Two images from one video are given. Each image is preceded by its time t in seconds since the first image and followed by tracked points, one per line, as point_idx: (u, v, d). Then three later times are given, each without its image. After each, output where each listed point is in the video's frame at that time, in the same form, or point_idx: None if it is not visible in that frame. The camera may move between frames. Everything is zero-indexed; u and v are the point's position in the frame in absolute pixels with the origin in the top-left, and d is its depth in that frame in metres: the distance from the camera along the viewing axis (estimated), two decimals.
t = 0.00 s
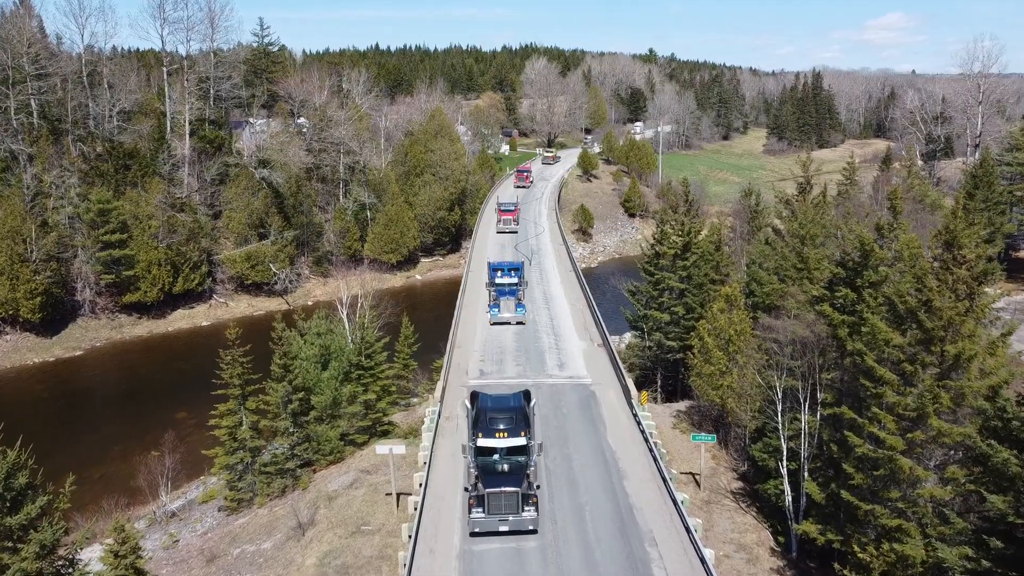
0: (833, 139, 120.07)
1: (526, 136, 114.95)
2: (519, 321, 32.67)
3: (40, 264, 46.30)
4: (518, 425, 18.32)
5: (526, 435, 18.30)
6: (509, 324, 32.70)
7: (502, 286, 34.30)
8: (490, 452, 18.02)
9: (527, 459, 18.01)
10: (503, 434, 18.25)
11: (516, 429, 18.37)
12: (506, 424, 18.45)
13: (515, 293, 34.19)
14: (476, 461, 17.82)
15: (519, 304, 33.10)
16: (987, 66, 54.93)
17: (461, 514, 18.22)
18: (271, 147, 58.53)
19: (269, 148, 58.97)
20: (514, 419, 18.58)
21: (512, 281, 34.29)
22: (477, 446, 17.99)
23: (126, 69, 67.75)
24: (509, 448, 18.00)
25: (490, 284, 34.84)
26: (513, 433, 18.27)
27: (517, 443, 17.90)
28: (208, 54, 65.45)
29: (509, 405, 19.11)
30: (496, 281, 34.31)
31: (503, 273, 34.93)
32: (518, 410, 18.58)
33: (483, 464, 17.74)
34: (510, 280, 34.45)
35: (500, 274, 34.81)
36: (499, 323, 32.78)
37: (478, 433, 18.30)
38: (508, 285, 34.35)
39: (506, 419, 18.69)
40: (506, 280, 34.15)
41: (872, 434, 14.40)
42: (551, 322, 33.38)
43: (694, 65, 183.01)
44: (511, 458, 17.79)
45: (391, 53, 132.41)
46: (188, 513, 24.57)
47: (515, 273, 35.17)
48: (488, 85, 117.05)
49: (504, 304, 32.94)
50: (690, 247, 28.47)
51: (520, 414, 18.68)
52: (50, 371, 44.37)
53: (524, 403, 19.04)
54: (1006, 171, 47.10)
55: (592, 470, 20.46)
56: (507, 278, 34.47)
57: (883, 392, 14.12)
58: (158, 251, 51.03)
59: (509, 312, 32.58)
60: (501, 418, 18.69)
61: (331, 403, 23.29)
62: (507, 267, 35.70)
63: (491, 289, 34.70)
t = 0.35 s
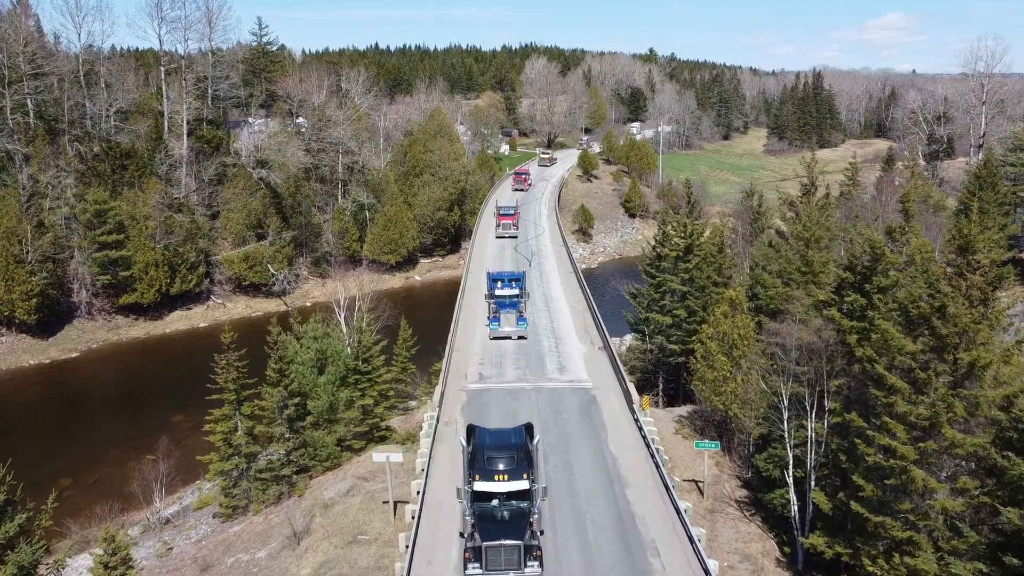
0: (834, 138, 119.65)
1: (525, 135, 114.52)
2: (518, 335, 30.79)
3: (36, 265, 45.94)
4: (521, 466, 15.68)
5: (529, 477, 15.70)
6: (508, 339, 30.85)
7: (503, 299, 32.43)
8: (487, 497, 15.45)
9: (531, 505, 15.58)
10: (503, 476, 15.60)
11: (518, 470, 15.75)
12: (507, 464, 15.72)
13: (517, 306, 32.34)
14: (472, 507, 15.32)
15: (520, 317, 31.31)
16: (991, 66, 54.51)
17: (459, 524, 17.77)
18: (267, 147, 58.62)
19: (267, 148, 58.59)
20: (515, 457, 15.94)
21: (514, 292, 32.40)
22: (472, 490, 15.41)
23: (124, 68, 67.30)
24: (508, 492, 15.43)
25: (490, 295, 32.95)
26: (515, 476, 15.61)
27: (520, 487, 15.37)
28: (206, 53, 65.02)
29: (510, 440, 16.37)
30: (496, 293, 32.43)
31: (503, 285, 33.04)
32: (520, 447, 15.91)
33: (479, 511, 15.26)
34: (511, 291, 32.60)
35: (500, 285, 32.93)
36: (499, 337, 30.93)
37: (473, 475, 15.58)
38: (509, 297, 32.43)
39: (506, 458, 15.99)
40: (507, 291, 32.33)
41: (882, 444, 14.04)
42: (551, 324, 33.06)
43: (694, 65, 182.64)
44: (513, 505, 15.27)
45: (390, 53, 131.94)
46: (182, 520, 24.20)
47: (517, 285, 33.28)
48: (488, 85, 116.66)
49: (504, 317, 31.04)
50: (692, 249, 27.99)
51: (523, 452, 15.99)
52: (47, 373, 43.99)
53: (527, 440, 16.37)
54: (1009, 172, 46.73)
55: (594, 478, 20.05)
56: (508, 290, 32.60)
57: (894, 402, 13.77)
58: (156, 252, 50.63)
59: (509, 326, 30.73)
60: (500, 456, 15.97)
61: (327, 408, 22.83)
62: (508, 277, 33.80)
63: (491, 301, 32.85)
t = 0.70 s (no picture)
0: (834, 139, 119.37)
1: (525, 136, 114.06)
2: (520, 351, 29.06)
3: (31, 266, 45.58)
4: (523, 517, 14.36)
5: (532, 530, 14.37)
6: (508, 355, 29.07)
7: (504, 312, 30.72)
8: (486, 552, 14.18)
9: (534, 560, 14.27)
10: (502, 529, 14.31)
11: (520, 520, 14.49)
12: (507, 514, 14.45)
13: (518, 320, 30.59)
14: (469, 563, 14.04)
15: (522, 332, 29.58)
16: (995, 66, 54.12)
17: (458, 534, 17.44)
18: (267, 147, 57.99)
19: (265, 149, 58.18)
20: (517, 506, 14.63)
21: (515, 305, 30.69)
22: (469, 544, 14.15)
23: (121, 68, 66.87)
24: (510, 547, 14.15)
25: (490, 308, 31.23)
26: (516, 527, 14.34)
27: (521, 541, 14.09)
28: (205, 53, 64.63)
29: (511, 487, 15.09)
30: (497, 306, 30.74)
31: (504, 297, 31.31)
32: (523, 495, 14.64)
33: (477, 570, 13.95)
34: (512, 304, 30.90)
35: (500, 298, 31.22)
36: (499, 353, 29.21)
37: (471, 527, 14.33)
38: (510, 310, 30.71)
39: (506, 505, 14.71)
40: (508, 305, 30.63)
41: (895, 455, 13.67)
42: (551, 326, 32.69)
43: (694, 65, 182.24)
44: (514, 563, 13.96)
45: (389, 52, 131.50)
46: (177, 528, 23.81)
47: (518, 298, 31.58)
48: (488, 85, 116.25)
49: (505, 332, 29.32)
50: (694, 251, 27.66)
51: (525, 500, 14.73)
52: (43, 375, 43.63)
53: (529, 485, 15.11)
54: (1014, 173, 46.35)
55: (596, 486, 19.72)
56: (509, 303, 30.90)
57: (906, 411, 13.45)
58: (153, 253, 50.25)
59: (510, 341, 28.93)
60: (500, 504, 14.71)
61: (324, 414, 22.29)
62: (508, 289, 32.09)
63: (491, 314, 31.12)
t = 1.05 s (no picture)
0: (835, 139, 118.98)
1: (525, 136, 113.49)
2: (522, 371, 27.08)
3: (27, 268, 45.15)
4: None
5: None
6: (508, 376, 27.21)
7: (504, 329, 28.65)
8: None
9: None
10: None
11: None
12: None
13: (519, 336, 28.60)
14: None
15: (524, 349, 27.60)
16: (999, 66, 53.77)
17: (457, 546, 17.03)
18: (265, 147, 57.55)
19: (264, 149, 57.78)
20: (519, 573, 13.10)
21: (516, 321, 28.65)
22: None
23: (118, 67, 66.41)
24: None
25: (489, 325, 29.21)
26: None
27: None
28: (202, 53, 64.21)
29: (512, 551, 13.58)
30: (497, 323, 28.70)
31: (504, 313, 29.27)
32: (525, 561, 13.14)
33: None
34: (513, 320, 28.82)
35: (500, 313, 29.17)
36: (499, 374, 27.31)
37: None
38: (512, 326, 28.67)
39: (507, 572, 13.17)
40: (509, 320, 28.59)
41: (910, 470, 13.27)
42: (552, 330, 32.24)
43: (694, 65, 181.77)
44: None
45: (388, 51, 130.94)
46: (170, 537, 23.31)
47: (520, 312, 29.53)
48: (488, 84, 115.80)
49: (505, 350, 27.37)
50: (698, 254, 27.18)
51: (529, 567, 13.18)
52: (39, 378, 43.21)
53: (532, 550, 13.61)
54: (1019, 174, 45.95)
55: (597, 494, 19.34)
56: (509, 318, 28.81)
57: (922, 424, 13.07)
58: (150, 254, 49.80)
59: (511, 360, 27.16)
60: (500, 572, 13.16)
61: (320, 421, 21.79)
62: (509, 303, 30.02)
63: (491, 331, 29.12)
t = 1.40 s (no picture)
0: (836, 139, 118.52)
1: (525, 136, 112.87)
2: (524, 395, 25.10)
3: (21, 270, 44.65)
4: None
5: None
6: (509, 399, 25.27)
7: (504, 348, 26.54)
8: None
9: None
10: None
11: None
12: None
13: (521, 356, 26.51)
14: None
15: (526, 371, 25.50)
16: (1004, 67, 53.35)
17: (454, 563, 16.55)
18: (262, 148, 57.04)
19: (261, 150, 57.30)
20: None
21: (517, 340, 26.45)
22: None
23: (115, 67, 65.88)
24: None
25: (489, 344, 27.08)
26: None
27: None
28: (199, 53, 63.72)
29: None
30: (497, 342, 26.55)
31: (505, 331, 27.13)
32: None
33: None
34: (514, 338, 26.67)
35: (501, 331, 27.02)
36: (499, 398, 25.32)
37: None
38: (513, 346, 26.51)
39: None
40: (509, 339, 26.25)
41: (926, 487, 12.85)
42: (552, 334, 31.70)
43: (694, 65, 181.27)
44: None
45: (388, 51, 130.48)
46: (162, 548, 22.78)
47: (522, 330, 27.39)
48: (488, 85, 115.34)
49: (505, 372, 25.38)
50: (701, 258, 26.70)
51: None
52: (33, 381, 42.77)
53: None
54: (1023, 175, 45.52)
55: (599, 505, 18.82)
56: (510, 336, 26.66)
57: (940, 441, 12.70)
58: (146, 256, 49.27)
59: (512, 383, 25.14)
60: None
61: (314, 430, 21.28)
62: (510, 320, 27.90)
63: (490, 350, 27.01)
